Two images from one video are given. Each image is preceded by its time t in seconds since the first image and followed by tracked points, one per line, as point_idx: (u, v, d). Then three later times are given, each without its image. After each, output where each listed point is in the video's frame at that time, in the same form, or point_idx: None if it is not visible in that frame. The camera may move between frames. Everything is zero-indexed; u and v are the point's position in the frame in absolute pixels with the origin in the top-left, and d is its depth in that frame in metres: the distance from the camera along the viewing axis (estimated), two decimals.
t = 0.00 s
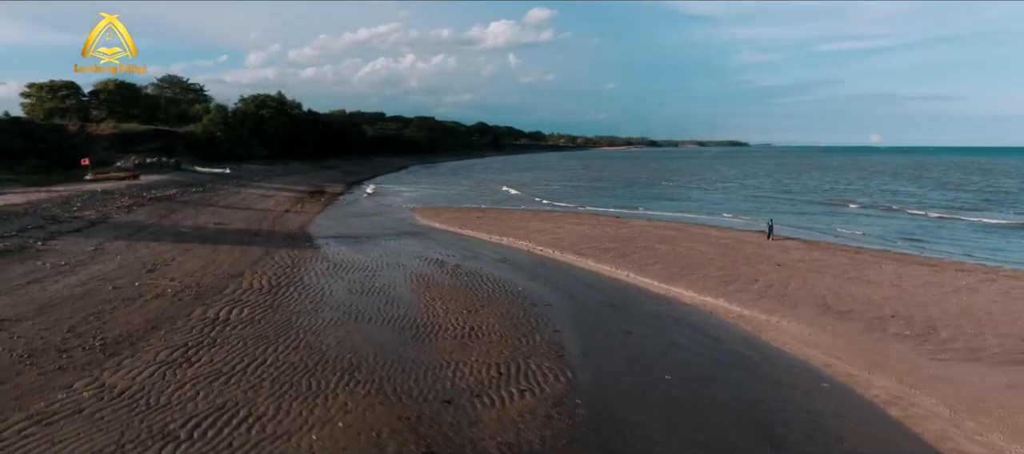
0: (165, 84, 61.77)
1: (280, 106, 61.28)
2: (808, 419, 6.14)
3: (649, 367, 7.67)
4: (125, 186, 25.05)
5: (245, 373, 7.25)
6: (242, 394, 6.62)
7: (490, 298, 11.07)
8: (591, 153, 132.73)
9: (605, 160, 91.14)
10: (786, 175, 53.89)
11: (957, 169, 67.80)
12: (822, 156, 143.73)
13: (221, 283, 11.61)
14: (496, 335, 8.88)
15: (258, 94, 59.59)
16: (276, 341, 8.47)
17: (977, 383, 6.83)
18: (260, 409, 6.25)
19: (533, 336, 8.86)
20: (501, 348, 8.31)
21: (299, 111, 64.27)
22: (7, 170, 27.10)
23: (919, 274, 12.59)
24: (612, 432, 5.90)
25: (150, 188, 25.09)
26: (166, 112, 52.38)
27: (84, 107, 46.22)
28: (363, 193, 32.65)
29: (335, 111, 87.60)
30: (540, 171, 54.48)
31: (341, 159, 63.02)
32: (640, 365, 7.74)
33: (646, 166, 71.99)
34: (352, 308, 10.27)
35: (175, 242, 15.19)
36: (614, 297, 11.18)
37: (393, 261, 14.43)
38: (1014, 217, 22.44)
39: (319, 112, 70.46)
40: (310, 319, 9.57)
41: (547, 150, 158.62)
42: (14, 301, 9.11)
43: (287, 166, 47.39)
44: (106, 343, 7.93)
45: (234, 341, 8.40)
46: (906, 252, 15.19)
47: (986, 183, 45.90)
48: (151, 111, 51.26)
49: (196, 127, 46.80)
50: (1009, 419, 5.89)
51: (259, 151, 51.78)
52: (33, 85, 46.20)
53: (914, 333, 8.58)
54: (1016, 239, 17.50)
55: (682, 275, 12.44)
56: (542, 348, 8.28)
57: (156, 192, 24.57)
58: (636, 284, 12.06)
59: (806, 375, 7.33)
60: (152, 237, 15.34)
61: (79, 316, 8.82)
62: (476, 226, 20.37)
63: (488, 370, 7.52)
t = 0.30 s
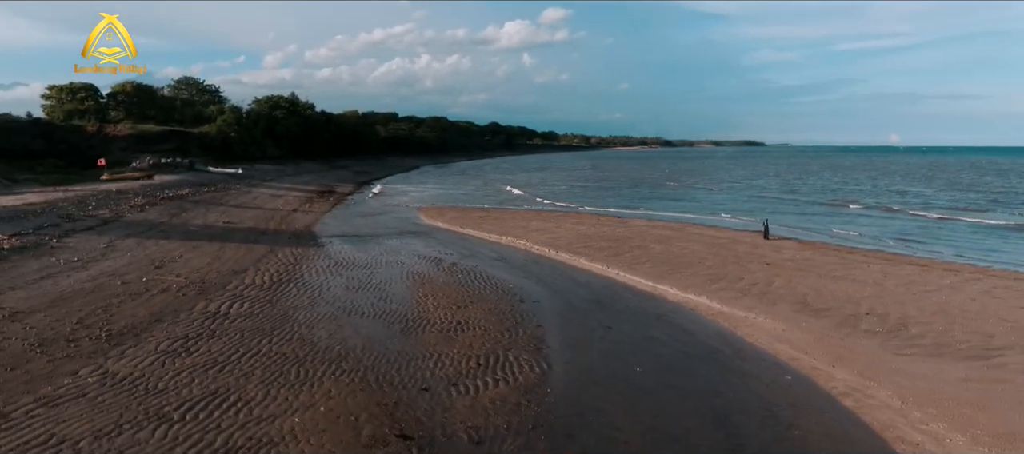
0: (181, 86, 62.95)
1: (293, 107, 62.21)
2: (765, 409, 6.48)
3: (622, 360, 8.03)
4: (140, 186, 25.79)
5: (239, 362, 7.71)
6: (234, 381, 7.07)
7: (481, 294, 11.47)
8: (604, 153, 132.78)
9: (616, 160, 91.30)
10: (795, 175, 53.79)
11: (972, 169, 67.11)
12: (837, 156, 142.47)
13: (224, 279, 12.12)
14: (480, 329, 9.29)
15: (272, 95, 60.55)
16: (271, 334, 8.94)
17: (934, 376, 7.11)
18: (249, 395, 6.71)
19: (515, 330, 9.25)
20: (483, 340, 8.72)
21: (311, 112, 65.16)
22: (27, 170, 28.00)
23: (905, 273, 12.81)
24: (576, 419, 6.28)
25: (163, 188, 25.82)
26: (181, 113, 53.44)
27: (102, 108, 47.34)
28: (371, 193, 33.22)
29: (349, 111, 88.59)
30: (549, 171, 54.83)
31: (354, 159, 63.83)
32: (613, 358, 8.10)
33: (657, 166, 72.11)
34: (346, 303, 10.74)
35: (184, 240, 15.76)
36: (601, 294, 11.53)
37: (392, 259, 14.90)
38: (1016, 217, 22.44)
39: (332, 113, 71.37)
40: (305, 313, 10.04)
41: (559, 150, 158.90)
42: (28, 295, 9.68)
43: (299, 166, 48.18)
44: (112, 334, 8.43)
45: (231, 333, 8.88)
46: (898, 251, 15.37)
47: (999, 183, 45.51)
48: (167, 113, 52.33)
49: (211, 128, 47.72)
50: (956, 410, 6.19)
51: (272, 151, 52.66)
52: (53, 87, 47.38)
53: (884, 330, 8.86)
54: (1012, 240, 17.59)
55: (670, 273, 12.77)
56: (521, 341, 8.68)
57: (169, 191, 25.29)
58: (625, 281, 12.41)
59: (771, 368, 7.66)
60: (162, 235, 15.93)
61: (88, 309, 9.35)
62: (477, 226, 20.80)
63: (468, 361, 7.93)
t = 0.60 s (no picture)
0: (190, 87, 63.83)
1: (299, 108, 62.93)
2: (721, 398, 6.84)
3: (592, 353, 8.40)
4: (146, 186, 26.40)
5: (228, 353, 8.15)
6: (222, 371, 7.51)
7: (467, 290, 11.87)
8: (610, 153, 132.98)
9: (621, 160, 91.50)
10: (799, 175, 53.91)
11: (978, 169, 66.90)
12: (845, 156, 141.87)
13: (221, 276, 12.60)
14: (461, 323, 9.69)
15: (279, 97, 61.30)
16: (262, 327, 9.38)
17: (888, 370, 7.43)
18: (235, 383, 7.14)
19: (495, 324, 9.64)
20: (462, 334, 9.11)
21: (318, 113, 65.86)
22: (38, 170, 28.70)
23: (885, 272, 13.08)
24: (539, 406, 6.67)
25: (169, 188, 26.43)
26: (190, 114, 54.23)
27: (112, 109, 48.19)
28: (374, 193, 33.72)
29: (356, 112, 89.35)
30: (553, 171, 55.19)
31: (360, 159, 64.48)
32: (585, 351, 8.47)
33: (661, 166, 72.36)
34: (336, 299, 11.17)
35: (185, 238, 16.27)
36: (583, 291, 11.90)
37: (386, 258, 15.35)
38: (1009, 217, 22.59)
39: (339, 114, 72.11)
40: (296, 309, 10.48)
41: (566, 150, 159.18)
42: (34, 290, 10.19)
43: (305, 166, 48.82)
44: (110, 327, 8.90)
45: (224, 326, 9.33)
46: (882, 251, 15.64)
47: (1002, 183, 45.45)
48: (176, 114, 53.15)
49: (218, 129, 48.45)
50: (900, 400, 6.51)
51: (279, 151, 53.36)
52: (65, 89, 48.29)
53: (849, 326, 9.17)
54: (1000, 239, 17.78)
55: (653, 272, 13.12)
56: (499, 335, 9.08)
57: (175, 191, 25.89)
58: (609, 279, 12.78)
59: (733, 361, 8.01)
60: (165, 234, 16.46)
61: (89, 303, 9.82)
62: (474, 225, 21.22)
63: (445, 353, 8.33)
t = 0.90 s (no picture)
0: (202, 88, 64.82)
1: (309, 109, 63.72)
2: (683, 390, 7.17)
3: (568, 346, 8.78)
4: (157, 186, 27.09)
5: (223, 345, 8.61)
6: (215, 361, 7.97)
7: (457, 287, 12.28)
8: (620, 153, 132.94)
9: (630, 160, 91.58)
10: (806, 176, 53.84)
11: (990, 170, 66.34)
12: (858, 156, 140.76)
13: (223, 272, 13.11)
14: (447, 318, 10.09)
15: (290, 98, 62.12)
16: (257, 321, 9.84)
17: (848, 364, 7.71)
18: (226, 372, 7.59)
19: (480, 319, 10.03)
20: (446, 328, 9.53)
21: (328, 114, 66.63)
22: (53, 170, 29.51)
23: (869, 271, 13.29)
24: (509, 395, 7.05)
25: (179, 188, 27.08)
26: (202, 115, 55.16)
27: (127, 111, 49.17)
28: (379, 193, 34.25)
29: (366, 113, 90.13)
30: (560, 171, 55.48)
31: (369, 160, 65.15)
32: (562, 345, 8.84)
33: (669, 166, 72.42)
34: (331, 295, 11.63)
35: (191, 237, 16.82)
36: (570, 288, 12.28)
37: (384, 256, 15.80)
38: (1008, 217, 22.61)
39: (349, 115, 72.88)
40: (291, 304, 10.94)
41: (577, 150, 159.32)
42: (45, 284, 10.75)
43: (314, 167, 49.50)
44: (113, 320, 9.40)
45: (221, 320, 9.81)
46: (871, 251, 15.83)
47: (1012, 183, 45.12)
48: (189, 115, 54.08)
49: (229, 130, 49.28)
50: (853, 391, 6.80)
51: (289, 151, 54.10)
52: (80, 91, 49.34)
53: (821, 323, 9.44)
54: (993, 239, 17.89)
55: (640, 270, 13.44)
56: (481, 330, 9.50)
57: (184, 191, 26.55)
58: (596, 277, 13.13)
59: (702, 355, 8.33)
60: (171, 232, 17.01)
61: (95, 298, 10.35)
62: (473, 225, 21.61)
63: (428, 346, 8.73)
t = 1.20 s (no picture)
0: (216, 90, 65.78)
1: (321, 110, 64.56)
2: (649, 382, 7.54)
3: (547, 341, 9.19)
4: (169, 186, 27.81)
5: (220, 338, 9.11)
6: (211, 352, 8.46)
7: (449, 285, 12.72)
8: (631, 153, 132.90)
9: (640, 160, 91.65)
10: (814, 176, 53.76)
11: (1002, 170, 65.76)
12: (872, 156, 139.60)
13: (226, 270, 13.65)
14: (436, 314, 10.54)
15: (301, 99, 62.99)
16: (254, 316, 10.34)
17: (813, 358, 8.03)
18: (221, 363, 8.08)
19: (466, 315, 10.47)
20: (433, 324, 9.96)
21: (338, 115, 67.43)
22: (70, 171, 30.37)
23: (854, 271, 13.55)
24: (484, 385, 7.47)
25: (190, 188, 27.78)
26: (215, 116, 56.14)
27: (142, 112, 50.21)
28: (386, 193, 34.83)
29: (377, 114, 91.00)
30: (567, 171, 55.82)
31: (379, 160, 65.90)
32: (541, 340, 9.25)
33: (678, 166, 72.52)
34: (327, 292, 12.10)
35: (198, 235, 17.40)
36: (558, 286, 12.68)
37: (383, 255, 16.29)
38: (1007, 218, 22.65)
39: (360, 115, 73.73)
40: (289, 300, 11.44)
41: (588, 150, 159.36)
42: (57, 280, 11.34)
43: (324, 167, 50.25)
44: (119, 313, 9.94)
45: (220, 314, 10.32)
46: (862, 252, 16.06)
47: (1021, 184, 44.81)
48: (202, 116, 55.08)
49: (241, 131, 50.15)
50: (810, 384, 7.12)
51: (300, 152, 54.91)
52: (97, 93, 50.40)
53: (795, 321, 9.75)
54: (987, 240, 18.01)
55: (629, 270, 13.80)
56: (466, 325, 9.92)
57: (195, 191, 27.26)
58: (586, 276, 13.52)
59: (674, 349, 8.69)
60: (180, 231, 17.61)
61: (103, 293, 10.91)
62: (474, 225, 22.05)
63: (413, 339, 9.18)
